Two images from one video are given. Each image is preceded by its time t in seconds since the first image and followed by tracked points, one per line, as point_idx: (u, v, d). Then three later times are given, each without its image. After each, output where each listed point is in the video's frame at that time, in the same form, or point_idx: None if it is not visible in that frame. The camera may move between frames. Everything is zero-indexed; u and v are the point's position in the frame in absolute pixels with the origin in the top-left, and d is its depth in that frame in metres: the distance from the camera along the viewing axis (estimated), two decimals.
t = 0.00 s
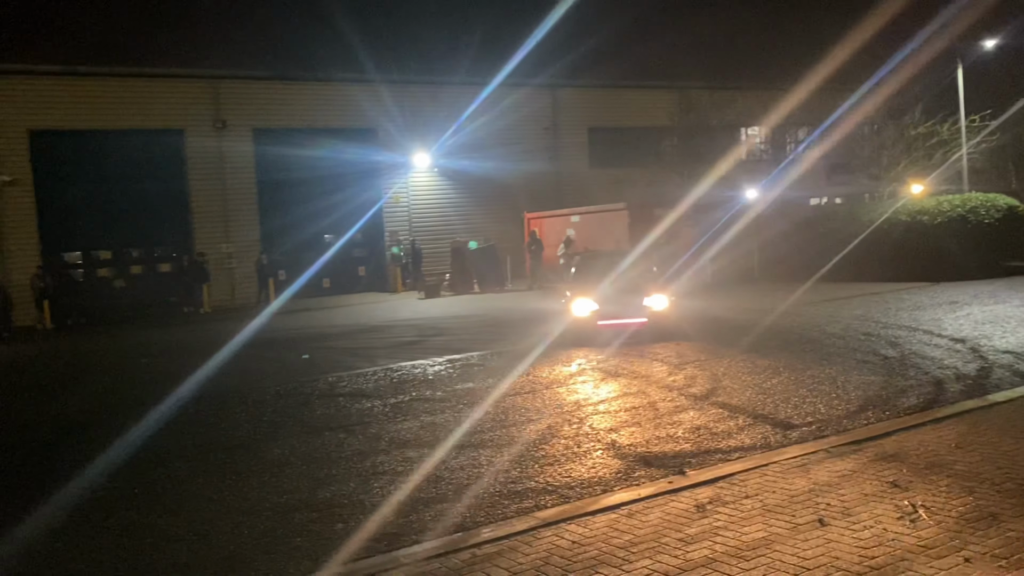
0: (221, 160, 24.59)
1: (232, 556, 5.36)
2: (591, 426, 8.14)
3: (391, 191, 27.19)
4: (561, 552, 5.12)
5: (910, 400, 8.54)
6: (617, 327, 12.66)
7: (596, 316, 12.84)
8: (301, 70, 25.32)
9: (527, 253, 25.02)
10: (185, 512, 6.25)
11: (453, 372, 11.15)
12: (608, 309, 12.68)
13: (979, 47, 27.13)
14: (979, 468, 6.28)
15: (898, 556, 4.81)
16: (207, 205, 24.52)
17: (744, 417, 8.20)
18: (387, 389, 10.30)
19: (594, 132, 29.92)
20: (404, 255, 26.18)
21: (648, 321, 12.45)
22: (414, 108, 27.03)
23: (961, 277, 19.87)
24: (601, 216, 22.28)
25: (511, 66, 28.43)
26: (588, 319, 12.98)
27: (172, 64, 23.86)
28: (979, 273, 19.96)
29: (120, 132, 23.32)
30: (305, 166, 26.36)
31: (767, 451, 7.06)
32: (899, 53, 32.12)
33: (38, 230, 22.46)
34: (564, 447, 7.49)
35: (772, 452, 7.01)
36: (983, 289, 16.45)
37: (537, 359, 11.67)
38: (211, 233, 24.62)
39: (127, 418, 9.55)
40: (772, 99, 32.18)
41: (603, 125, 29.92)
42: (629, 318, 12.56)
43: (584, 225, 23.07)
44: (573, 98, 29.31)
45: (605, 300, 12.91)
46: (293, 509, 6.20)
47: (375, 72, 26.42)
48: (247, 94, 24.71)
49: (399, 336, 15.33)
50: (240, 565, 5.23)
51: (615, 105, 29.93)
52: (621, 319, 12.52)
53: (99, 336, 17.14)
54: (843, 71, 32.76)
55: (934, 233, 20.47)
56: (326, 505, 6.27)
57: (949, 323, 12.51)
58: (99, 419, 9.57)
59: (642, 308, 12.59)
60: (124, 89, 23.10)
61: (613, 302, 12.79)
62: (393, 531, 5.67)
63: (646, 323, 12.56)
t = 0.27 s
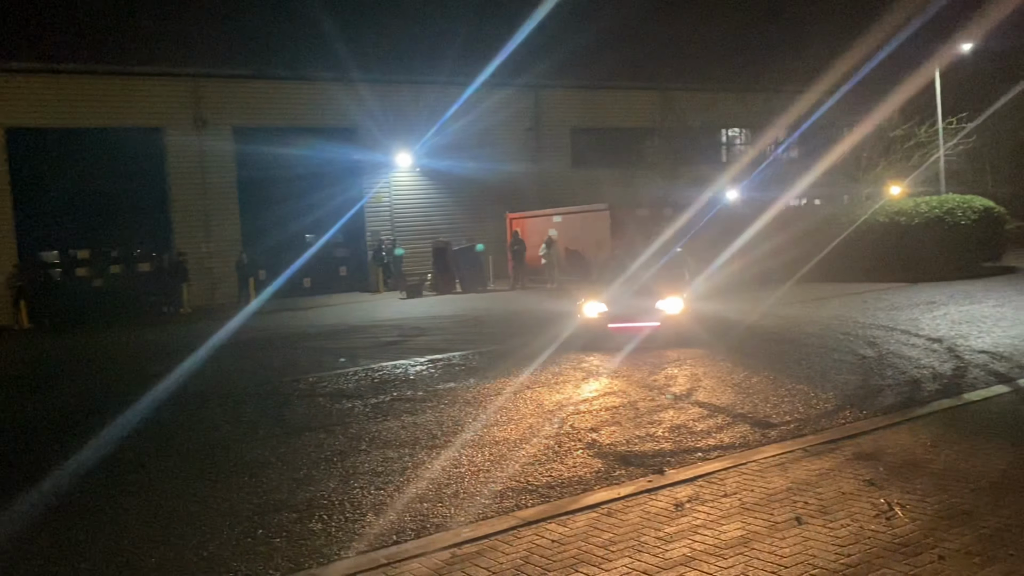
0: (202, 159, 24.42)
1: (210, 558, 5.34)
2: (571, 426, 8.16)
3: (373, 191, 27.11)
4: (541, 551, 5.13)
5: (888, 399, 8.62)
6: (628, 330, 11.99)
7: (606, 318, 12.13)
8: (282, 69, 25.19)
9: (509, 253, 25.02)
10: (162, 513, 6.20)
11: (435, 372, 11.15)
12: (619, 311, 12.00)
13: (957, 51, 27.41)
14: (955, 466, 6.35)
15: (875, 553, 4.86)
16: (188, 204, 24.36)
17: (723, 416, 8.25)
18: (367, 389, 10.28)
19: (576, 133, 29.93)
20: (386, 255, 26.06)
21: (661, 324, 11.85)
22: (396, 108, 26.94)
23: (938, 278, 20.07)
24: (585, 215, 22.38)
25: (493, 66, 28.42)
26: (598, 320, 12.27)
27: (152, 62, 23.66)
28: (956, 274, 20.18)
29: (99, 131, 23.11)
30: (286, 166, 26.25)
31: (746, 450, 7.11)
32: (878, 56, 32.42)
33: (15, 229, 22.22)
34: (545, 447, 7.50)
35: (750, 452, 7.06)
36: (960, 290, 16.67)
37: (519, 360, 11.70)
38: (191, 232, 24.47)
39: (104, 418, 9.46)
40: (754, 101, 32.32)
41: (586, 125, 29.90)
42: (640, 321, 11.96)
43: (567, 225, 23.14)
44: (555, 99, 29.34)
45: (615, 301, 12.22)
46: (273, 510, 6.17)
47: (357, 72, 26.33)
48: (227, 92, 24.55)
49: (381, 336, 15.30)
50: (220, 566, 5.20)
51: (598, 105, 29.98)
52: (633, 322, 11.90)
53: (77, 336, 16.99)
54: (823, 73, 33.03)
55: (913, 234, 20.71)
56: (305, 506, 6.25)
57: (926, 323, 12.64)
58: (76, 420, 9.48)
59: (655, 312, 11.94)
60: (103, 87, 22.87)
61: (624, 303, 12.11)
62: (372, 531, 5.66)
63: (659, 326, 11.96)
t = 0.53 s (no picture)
0: (181, 158, 24.24)
1: (187, 558, 5.30)
2: (551, 425, 8.18)
3: (354, 190, 27.04)
4: (520, 550, 5.14)
5: (864, 398, 8.70)
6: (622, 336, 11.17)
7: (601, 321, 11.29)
8: (263, 67, 25.03)
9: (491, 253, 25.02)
10: (139, 514, 6.15)
11: (415, 372, 11.13)
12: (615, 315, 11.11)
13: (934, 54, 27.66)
14: (930, 465, 6.41)
15: (850, 551, 4.91)
16: (167, 203, 24.17)
17: (702, 415, 8.29)
18: (347, 389, 10.25)
19: (558, 133, 29.97)
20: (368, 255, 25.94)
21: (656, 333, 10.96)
22: (377, 107, 26.83)
23: (915, 279, 20.23)
24: (568, 216, 22.47)
25: (475, 66, 28.37)
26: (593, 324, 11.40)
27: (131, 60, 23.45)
28: (933, 275, 20.38)
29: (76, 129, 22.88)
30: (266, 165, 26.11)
31: (725, 449, 7.15)
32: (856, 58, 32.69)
33: None
34: (524, 446, 7.51)
35: (729, 450, 7.10)
36: (936, 290, 16.89)
37: (499, 360, 11.70)
38: (171, 231, 24.29)
39: (79, 419, 9.35)
40: (736, 102, 32.39)
41: (567, 125, 29.93)
42: (636, 326, 11.09)
43: (550, 225, 23.20)
44: (537, 99, 29.36)
45: (611, 303, 11.34)
46: (250, 511, 6.14)
47: (337, 71, 26.21)
48: (207, 90, 24.36)
49: (361, 336, 15.28)
50: (197, 566, 5.17)
51: (579, 106, 30.01)
52: (627, 328, 11.05)
53: (53, 336, 16.81)
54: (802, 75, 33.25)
55: (891, 236, 20.82)
56: (283, 506, 6.22)
57: (903, 323, 12.78)
58: (51, 420, 9.36)
59: (651, 317, 11.05)
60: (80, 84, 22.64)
61: (621, 306, 11.21)
62: (351, 532, 5.65)
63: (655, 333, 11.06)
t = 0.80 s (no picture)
0: (165, 156, 24.08)
1: (167, 559, 5.26)
2: (535, 425, 8.17)
3: (339, 189, 26.94)
4: (503, 550, 5.13)
5: (847, 398, 8.74)
6: (600, 346, 10.19)
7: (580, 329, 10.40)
8: (247, 65, 24.93)
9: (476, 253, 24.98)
10: (118, 514, 6.09)
11: (399, 372, 11.10)
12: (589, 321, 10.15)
13: (917, 56, 27.81)
14: (912, 464, 6.44)
15: (834, 551, 4.91)
16: (150, 201, 24.00)
17: (686, 415, 8.31)
18: (330, 388, 10.22)
19: (543, 133, 29.96)
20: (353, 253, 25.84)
21: (628, 344, 9.80)
22: (362, 105, 26.77)
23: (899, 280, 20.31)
24: (554, 215, 22.47)
25: (460, 65, 28.35)
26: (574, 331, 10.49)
27: (113, 56, 23.29)
28: (916, 276, 20.49)
29: (58, 126, 22.69)
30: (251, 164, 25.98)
31: (708, 449, 7.15)
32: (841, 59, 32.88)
33: None
34: (507, 446, 7.50)
35: (712, 450, 7.11)
36: (920, 291, 16.98)
37: (484, 360, 11.68)
38: (154, 229, 24.13)
39: (59, 419, 9.25)
40: (720, 103, 32.51)
41: (552, 125, 29.95)
42: (609, 336, 10.07)
43: (535, 225, 23.20)
44: (523, 98, 29.36)
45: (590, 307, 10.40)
46: (233, 511, 6.10)
47: (323, 69, 26.14)
48: (191, 88, 24.25)
49: (344, 336, 15.20)
50: (179, 567, 5.13)
51: (565, 105, 30.02)
52: (598, 337, 10.05)
53: (36, 335, 16.66)
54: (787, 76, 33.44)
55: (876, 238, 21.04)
56: (265, 506, 6.18)
57: (886, 323, 12.85)
58: (30, 420, 9.27)
59: (622, 325, 9.96)
60: (62, 81, 22.47)
61: (598, 312, 10.26)
62: (334, 532, 5.62)
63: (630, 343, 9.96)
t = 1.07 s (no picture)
0: (170, 154, 24.14)
1: (168, 557, 5.28)
2: (537, 425, 8.19)
3: (343, 189, 26.99)
4: (502, 551, 5.14)
5: (849, 401, 8.73)
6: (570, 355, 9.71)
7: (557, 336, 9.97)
8: (252, 64, 24.95)
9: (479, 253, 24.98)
10: (120, 512, 6.12)
11: (401, 371, 11.13)
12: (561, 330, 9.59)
13: (923, 57, 27.76)
14: (912, 468, 6.43)
15: (833, 555, 4.91)
16: (155, 199, 24.06)
17: (687, 416, 8.30)
18: (332, 387, 10.25)
19: (547, 133, 29.98)
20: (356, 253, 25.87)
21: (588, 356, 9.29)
22: (367, 105, 26.79)
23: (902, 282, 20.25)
24: (557, 216, 22.49)
25: (465, 64, 28.37)
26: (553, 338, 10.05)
27: (118, 54, 23.33)
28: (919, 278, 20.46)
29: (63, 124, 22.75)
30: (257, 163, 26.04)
31: (708, 451, 7.15)
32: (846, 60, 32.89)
33: None
34: (509, 446, 7.51)
35: (712, 452, 7.11)
36: (923, 293, 16.95)
37: (486, 360, 11.71)
38: (159, 228, 24.19)
39: (63, 416, 9.30)
40: (724, 104, 32.56)
41: (556, 125, 29.94)
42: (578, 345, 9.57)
43: (538, 225, 23.20)
44: (527, 98, 29.36)
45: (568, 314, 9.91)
46: (234, 509, 6.13)
47: (328, 68, 26.16)
48: (197, 87, 24.29)
49: (347, 335, 15.23)
50: (179, 565, 5.15)
51: (570, 105, 30.04)
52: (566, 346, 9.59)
53: (41, 332, 16.73)
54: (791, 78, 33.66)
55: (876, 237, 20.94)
56: (266, 505, 6.20)
57: (890, 325, 12.83)
58: (33, 418, 9.30)
59: (588, 336, 9.44)
60: (67, 79, 22.52)
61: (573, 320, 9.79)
62: (334, 531, 5.64)
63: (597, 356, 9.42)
